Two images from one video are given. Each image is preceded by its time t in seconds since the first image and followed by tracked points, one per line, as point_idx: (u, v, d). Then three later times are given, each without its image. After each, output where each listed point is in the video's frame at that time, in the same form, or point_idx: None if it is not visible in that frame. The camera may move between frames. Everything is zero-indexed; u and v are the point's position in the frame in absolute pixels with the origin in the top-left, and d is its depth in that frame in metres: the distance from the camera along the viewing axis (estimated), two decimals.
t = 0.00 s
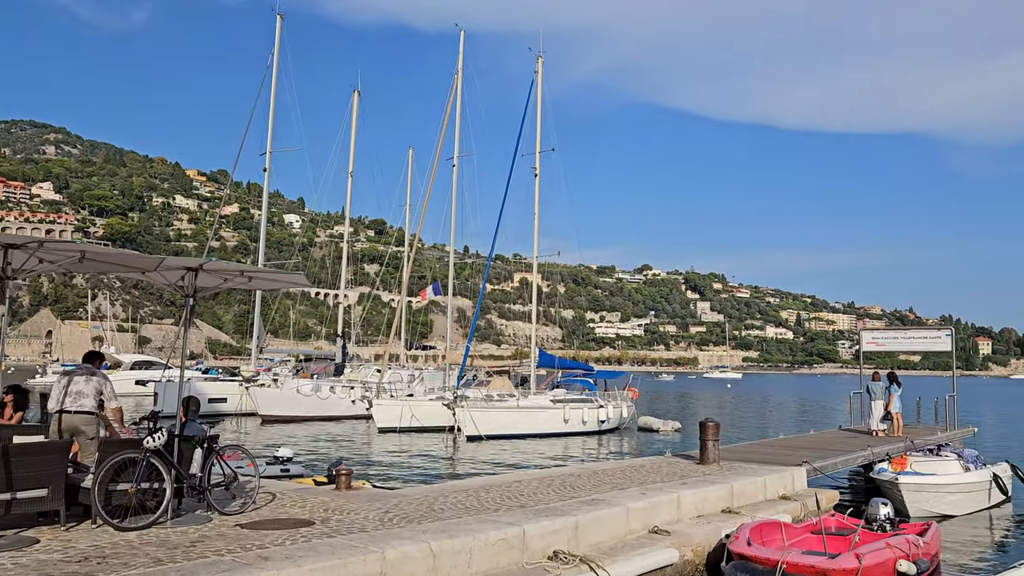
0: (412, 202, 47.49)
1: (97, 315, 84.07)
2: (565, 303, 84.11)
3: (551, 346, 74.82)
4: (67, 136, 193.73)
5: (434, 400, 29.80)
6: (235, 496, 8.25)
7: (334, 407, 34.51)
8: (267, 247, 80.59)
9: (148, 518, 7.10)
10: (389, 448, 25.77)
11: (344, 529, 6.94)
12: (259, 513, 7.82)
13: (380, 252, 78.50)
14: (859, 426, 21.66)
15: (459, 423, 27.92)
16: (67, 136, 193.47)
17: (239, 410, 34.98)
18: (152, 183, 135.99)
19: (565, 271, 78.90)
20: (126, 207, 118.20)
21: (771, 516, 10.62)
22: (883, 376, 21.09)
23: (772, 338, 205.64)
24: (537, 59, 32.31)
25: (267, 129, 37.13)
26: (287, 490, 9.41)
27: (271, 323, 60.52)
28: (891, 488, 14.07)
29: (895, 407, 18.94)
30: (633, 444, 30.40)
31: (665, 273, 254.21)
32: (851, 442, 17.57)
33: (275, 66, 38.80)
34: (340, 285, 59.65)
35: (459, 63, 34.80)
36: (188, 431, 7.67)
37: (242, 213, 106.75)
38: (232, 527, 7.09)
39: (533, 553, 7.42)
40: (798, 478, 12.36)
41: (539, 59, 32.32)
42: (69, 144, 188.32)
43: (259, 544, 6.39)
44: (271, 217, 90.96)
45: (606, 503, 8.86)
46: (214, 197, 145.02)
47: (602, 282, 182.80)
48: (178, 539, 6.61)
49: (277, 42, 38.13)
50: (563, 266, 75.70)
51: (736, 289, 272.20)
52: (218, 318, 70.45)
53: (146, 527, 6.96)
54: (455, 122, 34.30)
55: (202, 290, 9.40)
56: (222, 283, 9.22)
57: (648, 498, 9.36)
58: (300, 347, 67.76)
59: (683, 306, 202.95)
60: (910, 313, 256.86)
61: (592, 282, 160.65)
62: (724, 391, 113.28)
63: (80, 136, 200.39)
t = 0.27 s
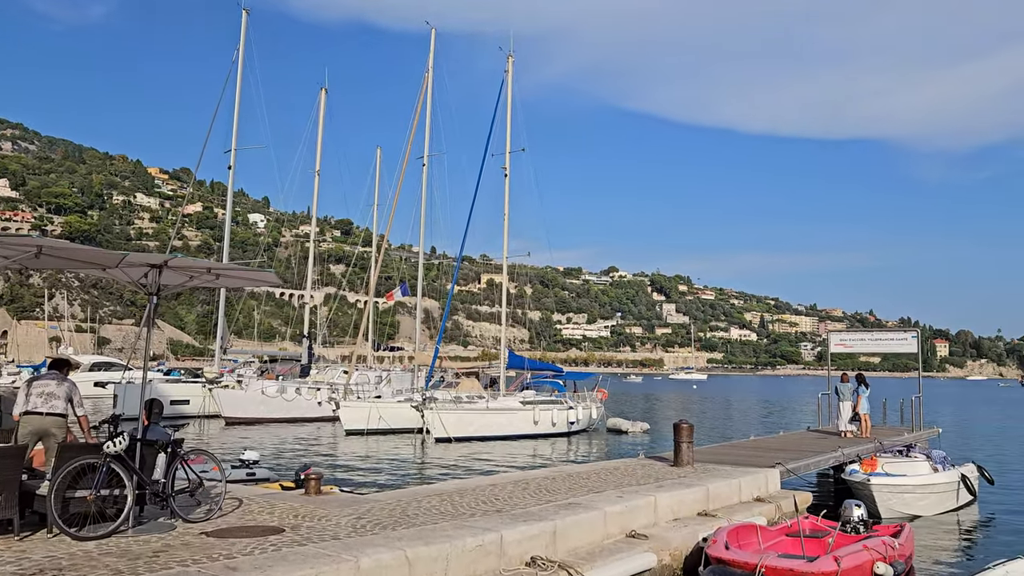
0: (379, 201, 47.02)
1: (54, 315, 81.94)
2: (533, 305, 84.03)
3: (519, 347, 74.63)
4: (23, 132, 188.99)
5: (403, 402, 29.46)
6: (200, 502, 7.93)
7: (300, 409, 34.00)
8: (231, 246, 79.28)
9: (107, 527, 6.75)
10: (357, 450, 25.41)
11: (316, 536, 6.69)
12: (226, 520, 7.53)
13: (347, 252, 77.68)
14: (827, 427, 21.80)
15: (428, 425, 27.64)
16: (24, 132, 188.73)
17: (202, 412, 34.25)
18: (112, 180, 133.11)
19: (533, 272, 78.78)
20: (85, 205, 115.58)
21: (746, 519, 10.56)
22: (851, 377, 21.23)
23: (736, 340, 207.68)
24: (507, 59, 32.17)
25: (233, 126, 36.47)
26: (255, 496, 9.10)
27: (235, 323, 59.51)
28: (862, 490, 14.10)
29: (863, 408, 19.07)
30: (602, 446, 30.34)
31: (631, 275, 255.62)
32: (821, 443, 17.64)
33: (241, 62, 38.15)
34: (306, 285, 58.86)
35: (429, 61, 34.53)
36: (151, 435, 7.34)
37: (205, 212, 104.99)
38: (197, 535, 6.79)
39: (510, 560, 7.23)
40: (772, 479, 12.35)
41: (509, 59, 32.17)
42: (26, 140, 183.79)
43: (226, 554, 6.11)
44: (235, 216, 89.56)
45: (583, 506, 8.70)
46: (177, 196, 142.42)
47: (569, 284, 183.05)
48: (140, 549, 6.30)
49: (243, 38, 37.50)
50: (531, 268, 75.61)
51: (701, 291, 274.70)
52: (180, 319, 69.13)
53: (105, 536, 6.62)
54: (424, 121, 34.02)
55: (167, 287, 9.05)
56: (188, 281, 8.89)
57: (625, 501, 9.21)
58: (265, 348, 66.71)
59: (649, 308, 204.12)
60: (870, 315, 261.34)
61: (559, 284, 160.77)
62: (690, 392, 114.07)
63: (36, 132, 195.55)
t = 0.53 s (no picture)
0: (342, 201, 46.45)
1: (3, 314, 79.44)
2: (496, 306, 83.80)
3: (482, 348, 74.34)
4: None
5: (367, 404, 29.09)
6: (160, 511, 7.59)
7: (260, 411, 33.43)
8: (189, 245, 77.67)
9: (62, 538, 6.40)
10: (321, 453, 25.01)
11: (284, 547, 6.43)
12: (188, 530, 7.21)
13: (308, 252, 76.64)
14: (791, 429, 21.98)
15: (393, 428, 27.33)
16: None
17: (159, 415, 33.36)
18: (65, 177, 129.66)
19: (497, 273, 78.61)
20: (37, 202, 112.35)
21: (719, 521, 10.49)
22: (815, 378, 21.40)
23: (697, 341, 209.74)
24: (475, 57, 31.96)
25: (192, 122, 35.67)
26: (219, 503, 8.77)
27: (194, 324, 58.29)
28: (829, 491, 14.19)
29: (827, 409, 19.23)
30: (568, 448, 30.26)
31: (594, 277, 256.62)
32: (787, 444, 17.72)
33: (201, 57, 37.37)
34: (266, 285, 57.91)
35: (396, 59, 34.22)
36: (109, 441, 7.04)
37: (163, 210, 102.83)
38: (157, 547, 6.48)
39: (485, 567, 7.03)
40: (743, 480, 12.35)
41: (476, 57, 31.97)
42: None
43: (190, 567, 5.82)
44: (193, 215, 87.87)
45: (557, 511, 8.54)
46: (133, 194, 139.21)
47: (533, 285, 183.13)
48: (97, 562, 5.97)
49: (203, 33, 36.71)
50: (495, 269, 75.40)
51: (662, 292, 276.98)
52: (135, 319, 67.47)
53: (60, 547, 6.30)
54: (390, 119, 33.68)
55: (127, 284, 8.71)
56: (149, 278, 8.53)
57: (599, 505, 9.07)
58: (224, 349, 65.45)
59: (611, 309, 205.08)
60: (827, 317, 265.98)
61: (522, 285, 160.63)
62: (651, 393, 114.85)
63: None
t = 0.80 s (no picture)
0: (305, 198, 45.81)
1: None
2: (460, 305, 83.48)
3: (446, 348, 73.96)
4: None
5: (332, 405, 28.69)
6: (121, 517, 7.28)
7: (221, 411, 32.84)
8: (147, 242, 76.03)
9: (16, 547, 6.09)
10: (284, 454, 24.57)
11: (253, 553, 6.18)
12: (151, 536, 6.93)
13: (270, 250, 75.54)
14: (758, 428, 22.12)
15: (357, 428, 26.98)
16: None
17: (116, 416, 32.46)
18: (16, 173, 126.12)
19: (461, 273, 78.29)
20: None
21: (692, 521, 10.43)
22: (781, 378, 21.56)
23: (659, 342, 211.39)
24: (442, 54, 31.68)
25: (152, 116, 34.87)
26: (181, 507, 8.47)
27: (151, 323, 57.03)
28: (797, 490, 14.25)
29: (794, 408, 19.39)
30: (534, 448, 30.17)
31: (557, 277, 257.27)
32: (755, 443, 17.79)
33: (161, 49, 36.54)
34: (227, 284, 56.92)
35: (363, 55, 33.80)
36: (66, 444, 6.73)
37: (119, 206, 100.56)
38: (119, 554, 6.20)
39: (460, 572, 6.85)
40: (714, 480, 12.34)
41: (444, 54, 31.69)
42: None
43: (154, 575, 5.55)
44: (151, 212, 86.07)
45: (532, 512, 8.39)
46: (88, 190, 136.01)
47: (496, 285, 182.87)
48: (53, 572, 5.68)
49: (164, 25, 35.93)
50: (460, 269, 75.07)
51: (625, 292, 278.70)
52: (91, 318, 65.86)
53: (14, 556, 5.99)
54: (356, 116, 33.26)
55: (88, 278, 8.38)
56: (112, 272, 8.22)
57: (574, 506, 8.94)
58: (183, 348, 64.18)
59: (574, 309, 205.66)
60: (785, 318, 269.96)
61: (486, 285, 160.35)
62: (614, 393, 115.50)
63: None
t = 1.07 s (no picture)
0: (271, 196, 45.14)
1: None
2: (428, 306, 83.01)
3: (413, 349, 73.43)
4: None
5: (299, 406, 28.22)
6: (80, 527, 6.95)
7: (184, 413, 32.20)
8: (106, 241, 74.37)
9: None
10: (250, 458, 24.10)
11: (222, 565, 5.91)
12: (112, 548, 6.61)
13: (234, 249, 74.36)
14: (728, 429, 22.18)
15: (324, 431, 26.55)
16: None
17: (74, 418, 31.57)
18: None
19: (428, 273, 77.80)
20: None
21: (668, 526, 10.33)
22: (752, 379, 21.63)
23: (625, 342, 212.44)
24: (411, 52, 31.32)
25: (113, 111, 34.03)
26: (145, 516, 8.13)
27: (111, 323, 55.74)
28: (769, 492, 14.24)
29: (764, 410, 19.46)
30: (503, 450, 29.98)
31: (524, 277, 257.34)
32: (726, 445, 17.79)
33: (123, 43, 35.69)
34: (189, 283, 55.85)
35: (331, 52, 33.32)
36: (22, 452, 6.39)
37: (77, 203, 98.29)
38: (79, 568, 5.88)
39: None
40: (689, 483, 12.27)
41: (413, 52, 31.34)
42: None
43: None
44: (111, 209, 84.26)
45: (510, 519, 8.22)
46: (45, 186, 132.74)
47: (463, 285, 182.31)
48: None
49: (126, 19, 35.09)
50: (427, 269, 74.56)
51: (591, 293, 279.70)
52: (47, 318, 64.20)
53: None
54: (324, 114, 32.79)
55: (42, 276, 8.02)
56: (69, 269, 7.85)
57: (550, 511, 8.79)
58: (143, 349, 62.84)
59: (541, 310, 205.78)
60: (749, 319, 273.08)
61: (453, 285, 159.74)
62: (581, 394, 115.76)
63: None
